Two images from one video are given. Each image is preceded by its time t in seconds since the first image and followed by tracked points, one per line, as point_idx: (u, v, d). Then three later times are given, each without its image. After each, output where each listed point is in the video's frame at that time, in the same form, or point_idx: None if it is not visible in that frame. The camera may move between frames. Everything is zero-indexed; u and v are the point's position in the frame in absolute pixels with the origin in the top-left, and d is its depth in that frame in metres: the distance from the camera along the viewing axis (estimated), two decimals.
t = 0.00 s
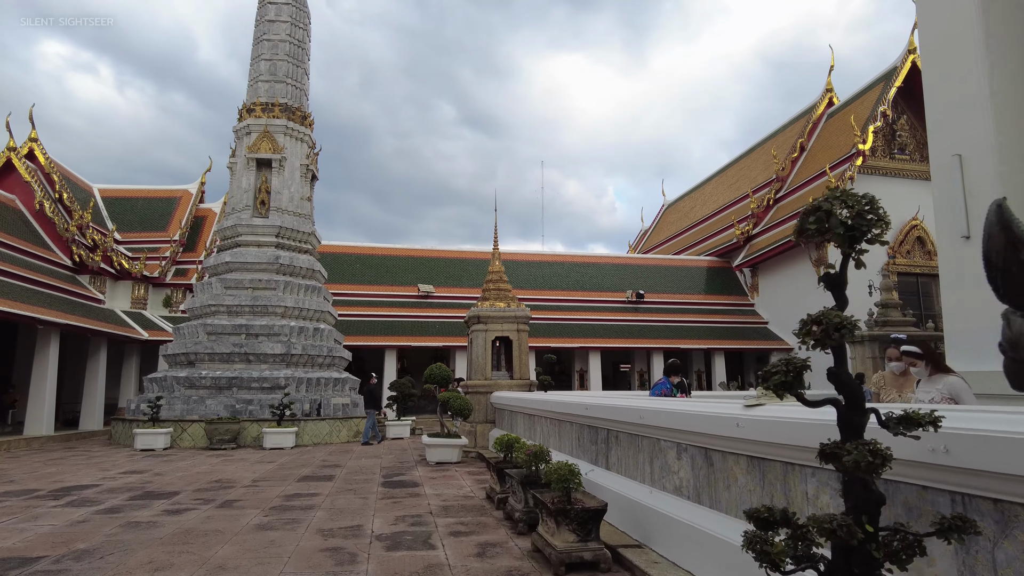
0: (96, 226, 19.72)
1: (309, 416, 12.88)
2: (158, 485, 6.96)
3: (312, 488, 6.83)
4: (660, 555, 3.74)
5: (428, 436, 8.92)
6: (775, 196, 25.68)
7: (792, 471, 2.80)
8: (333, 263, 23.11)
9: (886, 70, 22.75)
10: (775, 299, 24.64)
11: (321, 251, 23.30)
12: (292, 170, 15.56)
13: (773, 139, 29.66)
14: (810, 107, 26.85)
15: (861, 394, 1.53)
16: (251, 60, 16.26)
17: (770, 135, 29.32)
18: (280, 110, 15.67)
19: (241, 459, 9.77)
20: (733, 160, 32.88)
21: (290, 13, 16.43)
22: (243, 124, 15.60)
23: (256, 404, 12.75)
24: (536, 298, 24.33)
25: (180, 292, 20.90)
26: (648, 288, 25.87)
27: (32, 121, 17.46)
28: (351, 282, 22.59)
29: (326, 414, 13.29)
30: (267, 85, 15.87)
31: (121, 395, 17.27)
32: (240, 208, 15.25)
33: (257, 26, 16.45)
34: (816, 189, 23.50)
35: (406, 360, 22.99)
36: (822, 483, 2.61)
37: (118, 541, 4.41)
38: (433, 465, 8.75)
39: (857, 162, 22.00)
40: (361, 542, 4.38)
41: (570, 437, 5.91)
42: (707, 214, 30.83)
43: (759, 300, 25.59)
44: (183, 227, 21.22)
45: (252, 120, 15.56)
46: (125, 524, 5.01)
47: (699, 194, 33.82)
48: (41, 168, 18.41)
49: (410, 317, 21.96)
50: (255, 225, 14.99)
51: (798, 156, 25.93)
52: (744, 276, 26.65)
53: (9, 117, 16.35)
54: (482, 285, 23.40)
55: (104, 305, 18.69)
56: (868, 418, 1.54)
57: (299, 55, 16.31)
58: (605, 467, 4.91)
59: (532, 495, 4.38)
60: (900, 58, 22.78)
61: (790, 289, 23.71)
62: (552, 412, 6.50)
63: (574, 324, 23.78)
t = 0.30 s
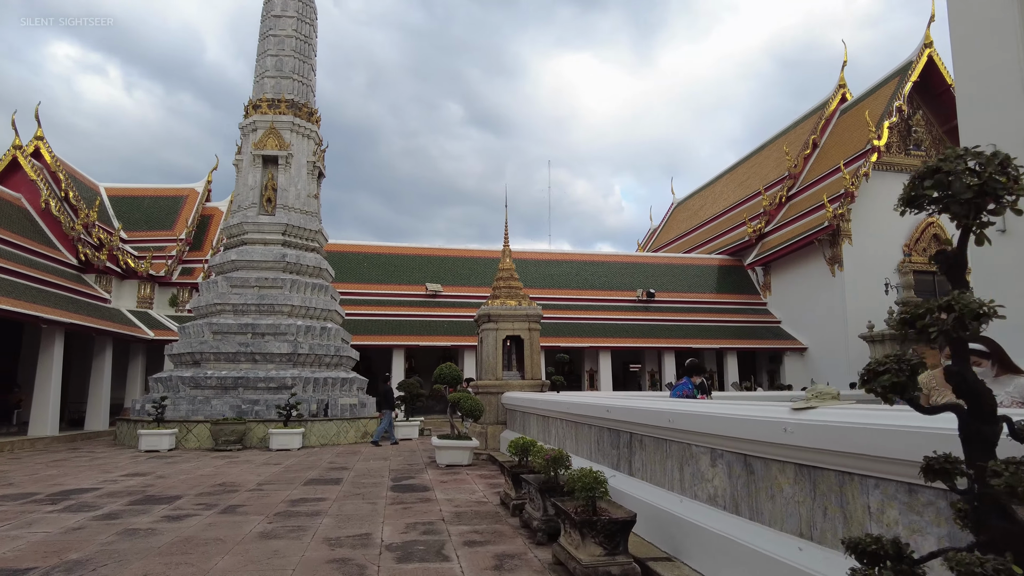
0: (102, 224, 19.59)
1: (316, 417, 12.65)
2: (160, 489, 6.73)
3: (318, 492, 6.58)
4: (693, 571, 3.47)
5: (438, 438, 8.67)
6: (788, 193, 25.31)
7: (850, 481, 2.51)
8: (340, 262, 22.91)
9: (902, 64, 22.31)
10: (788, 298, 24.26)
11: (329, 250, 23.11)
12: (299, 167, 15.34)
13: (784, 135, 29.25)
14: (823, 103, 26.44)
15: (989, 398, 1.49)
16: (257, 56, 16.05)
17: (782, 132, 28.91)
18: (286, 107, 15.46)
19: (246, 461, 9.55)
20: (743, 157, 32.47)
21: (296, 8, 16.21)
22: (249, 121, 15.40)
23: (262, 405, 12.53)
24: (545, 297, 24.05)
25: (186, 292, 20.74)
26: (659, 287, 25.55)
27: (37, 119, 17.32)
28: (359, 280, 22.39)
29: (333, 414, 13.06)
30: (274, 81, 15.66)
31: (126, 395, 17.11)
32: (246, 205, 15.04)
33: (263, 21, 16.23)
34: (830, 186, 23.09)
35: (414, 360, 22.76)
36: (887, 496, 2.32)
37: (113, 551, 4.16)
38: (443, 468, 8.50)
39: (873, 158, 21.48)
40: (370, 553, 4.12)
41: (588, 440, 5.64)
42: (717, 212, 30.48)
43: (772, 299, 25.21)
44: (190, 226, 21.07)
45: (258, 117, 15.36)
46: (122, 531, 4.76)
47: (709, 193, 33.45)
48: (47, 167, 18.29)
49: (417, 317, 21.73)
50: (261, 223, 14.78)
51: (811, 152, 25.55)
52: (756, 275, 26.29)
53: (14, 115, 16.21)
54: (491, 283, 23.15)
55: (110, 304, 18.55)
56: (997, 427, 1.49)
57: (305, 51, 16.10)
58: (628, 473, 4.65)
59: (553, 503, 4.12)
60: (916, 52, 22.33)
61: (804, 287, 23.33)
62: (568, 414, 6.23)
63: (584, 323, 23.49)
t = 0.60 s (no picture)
0: (110, 222, 19.47)
1: (324, 417, 12.40)
2: (162, 491, 6.49)
3: (325, 495, 6.32)
4: None
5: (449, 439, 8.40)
6: (802, 190, 24.90)
7: (923, 492, 2.19)
8: (348, 260, 22.70)
9: (920, 58, 21.82)
10: (803, 297, 23.84)
11: (337, 249, 22.91)
12: (306, 163, 15.12)
13: (798, 131, 28.79)
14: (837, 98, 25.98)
15: None
16: (264, 51, 15.84)
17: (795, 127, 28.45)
18: (294, 102, 15.24)
19: (253, 462, 9.31)
20: (755, 154, 32.03)
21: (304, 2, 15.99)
22: (256, 116, 15.20)
23: (269, 404, 12.31)
24: (556, 295, 23.77)
25: (194, 290, 20.59)
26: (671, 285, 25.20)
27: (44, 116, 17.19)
28: (367, 279, 22.17)
29: (342, 414, 12.81)
30: (281, 76, 15.45)
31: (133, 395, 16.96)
32: (254, 202, 14.83)
33: (270, 16, 16.02)
34: (846, 182, 22.63)
35: (423, 359, 22.53)
36: (974, 511, 2.00)
37: (108, 560, 3.91)
38: (455, 470, 8.22)
39: (890, 153, 20.90)
40: (381, 563, 3.84)
41: (609, 443, 5.35)
42: (730, 209, 30.07)
43: (786, 297, 24.79)
44: (197, 224, 20.92)
45: (265, 112, 15.15)
46: (120, 538, 4.51)
47: (721, 190, 33.02)
48: (54, 165, 18.18)
49: (426, 315, 21.50)
50: (269, 219, 14.57)
51: (825, 148, 25.10)
52: (770, 273, 25.89)
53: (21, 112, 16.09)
54: (500, 282, 22.89)
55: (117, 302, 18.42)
56: None
57: (313, 45, 15.88)
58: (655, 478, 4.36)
59: (577, 510, 3.84)
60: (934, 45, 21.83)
61: (819, 285, 22.92)
62: (587, 415, 5.94)
63: (595, 322, 23.18)
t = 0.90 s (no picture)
0: (113, 222, 19.33)
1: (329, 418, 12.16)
2: (159, 497, 6.25)
3: (329, 501, 6.07)
4: None
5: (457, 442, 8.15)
6: (812, 188, 24.57)
7: (1002, 509, 1.93)
8: (353, 259, 22.48)
9: (933, 52, 21.43)
10: (814, 296, 23.50)
11: (342, 248, 22.70)
12: (311, 160, 14.90)
13: (808, 128, 28.43)
14: (848, 95, 25.63)
15: None
16: (268, 47, 15.64)
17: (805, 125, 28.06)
18: (298, 98, 15.03)
19: (255, 465, 9.08)
20: (764, 152, 31.68)
21: None
22: (260, 113, 14.99)
23: (272, 405, 12.09)
24: (563, 295, 23.49)
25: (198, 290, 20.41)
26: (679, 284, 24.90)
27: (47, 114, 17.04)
28: (373, 278, 21.96)
29: (347, 415, 12.57)
30: (285, 72, 15.25)
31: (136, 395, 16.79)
32: (257, 200, 14.63)
33: (274, 13, 15.82)
34: (857, 179, 22.27)
35: (429, 359, 22.30)
36: None
37: (95, 574, 3.67)
38: (463, 474, 7.97)
39: (902, 150, 20.47)
40: None
41: (625, 447, 5.09)
42: (738, 208, 29.73)
43: (797, 297, 24.44)
44: (201, 223, 20.76)
45: (269, 109, 14.94)
46: (111, 547, 4.27)
47: (729, 188, 32.67)
48: (57, 164, 18.04)
49: (432, 315, 21.25)
50: (273, 218, 14.35)
51: (836, 145, 24.74)
52: (780, 272, 25.56)
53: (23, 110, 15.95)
54: (507, 281, 22.64)
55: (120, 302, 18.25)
56: None
57: (317, 42, 15.67)
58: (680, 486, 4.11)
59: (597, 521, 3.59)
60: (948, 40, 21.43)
61: (830, 284, 22.58)
62: (601, 418, 5.67)
63: (602, 322, 22.89)
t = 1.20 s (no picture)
0: (115, 220, 19.13)
1: (333, 419, 11.90)
2: (154, 503, 5.99)
3: (331, 507, 5.79)
4: None
5: (464, 444, 7.86)
6: (822, 184, 24.20)
7: None
8: (357, 258, 22.23)
9: (947, 46, 21.03)
10: (824, 294, 23.13)
11: (346, 247, 22.45)
12: (314, 157, 14.64)
13: (817, 125, 28.04)
14: (859, 90, 25.23)
15: None
16: (270, 43, 15.40)
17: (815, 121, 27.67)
18: (301, 94, 14.78)
19: (256, 468, 8.82)
20: (773, 149, 31.29)
21: None
22: (262, 109, 14.74)
23: (275, 406, 11.84)
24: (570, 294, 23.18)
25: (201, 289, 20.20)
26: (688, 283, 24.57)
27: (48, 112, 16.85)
28: (378, 277, 21.70)
29: (351, 416, 12.30)
30: (288, 68, 15.01)
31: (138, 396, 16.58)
32: (260, 197, 14.38)
33: (277, 8, 15.57)
34: (869, 175, 21.87)
35: (435, 359, 22.03)
36: None
37: None
38: (470, 477, 7.68)
39: (916, 145, 20.07)
40: None
41: (644, 451, 4.80)
42: (747, 205, 29.38)
43: (807, 295, 24.08)
44: (204, 222, 20.55)
45: (271, 105, 14.70)
46: (98, 560, 4.00)
47: (737, 186, 32.29)
48: (59, 162, 17.85)
49: (437, 315, 20.98)
50: (275, 215, 14.10)
51: (847, 142, 24.37)
52: (790, 270, 25.20)
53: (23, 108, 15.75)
54: (513, 280, 22.35)
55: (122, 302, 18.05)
56: None
57: (320, 37, 15.41)
58: (708, 494, 3.81)
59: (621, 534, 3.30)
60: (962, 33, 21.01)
61: (841, 282, 22.20)
62: (617, 420, 5.38)
63: (610, 321, 22.57)
